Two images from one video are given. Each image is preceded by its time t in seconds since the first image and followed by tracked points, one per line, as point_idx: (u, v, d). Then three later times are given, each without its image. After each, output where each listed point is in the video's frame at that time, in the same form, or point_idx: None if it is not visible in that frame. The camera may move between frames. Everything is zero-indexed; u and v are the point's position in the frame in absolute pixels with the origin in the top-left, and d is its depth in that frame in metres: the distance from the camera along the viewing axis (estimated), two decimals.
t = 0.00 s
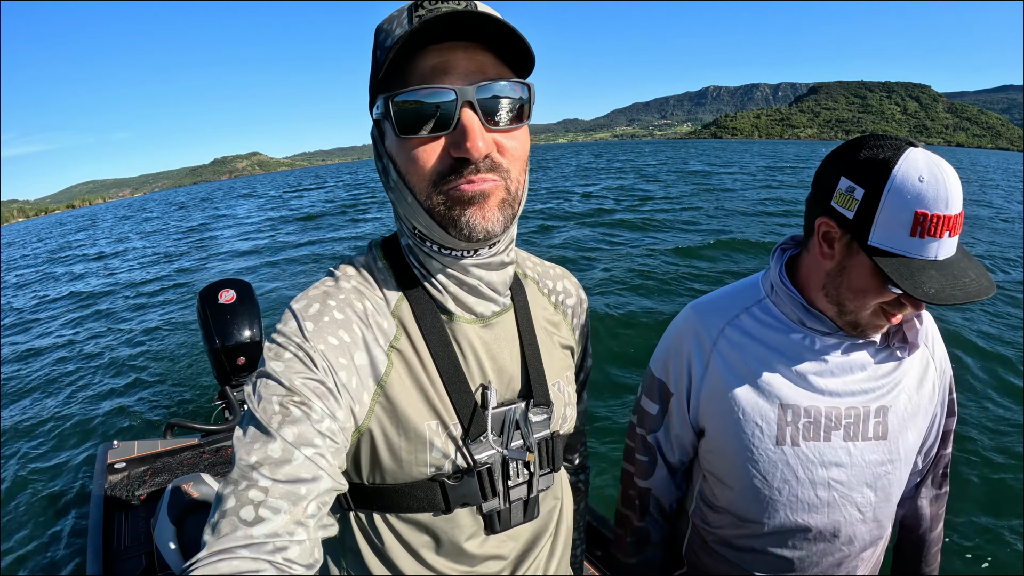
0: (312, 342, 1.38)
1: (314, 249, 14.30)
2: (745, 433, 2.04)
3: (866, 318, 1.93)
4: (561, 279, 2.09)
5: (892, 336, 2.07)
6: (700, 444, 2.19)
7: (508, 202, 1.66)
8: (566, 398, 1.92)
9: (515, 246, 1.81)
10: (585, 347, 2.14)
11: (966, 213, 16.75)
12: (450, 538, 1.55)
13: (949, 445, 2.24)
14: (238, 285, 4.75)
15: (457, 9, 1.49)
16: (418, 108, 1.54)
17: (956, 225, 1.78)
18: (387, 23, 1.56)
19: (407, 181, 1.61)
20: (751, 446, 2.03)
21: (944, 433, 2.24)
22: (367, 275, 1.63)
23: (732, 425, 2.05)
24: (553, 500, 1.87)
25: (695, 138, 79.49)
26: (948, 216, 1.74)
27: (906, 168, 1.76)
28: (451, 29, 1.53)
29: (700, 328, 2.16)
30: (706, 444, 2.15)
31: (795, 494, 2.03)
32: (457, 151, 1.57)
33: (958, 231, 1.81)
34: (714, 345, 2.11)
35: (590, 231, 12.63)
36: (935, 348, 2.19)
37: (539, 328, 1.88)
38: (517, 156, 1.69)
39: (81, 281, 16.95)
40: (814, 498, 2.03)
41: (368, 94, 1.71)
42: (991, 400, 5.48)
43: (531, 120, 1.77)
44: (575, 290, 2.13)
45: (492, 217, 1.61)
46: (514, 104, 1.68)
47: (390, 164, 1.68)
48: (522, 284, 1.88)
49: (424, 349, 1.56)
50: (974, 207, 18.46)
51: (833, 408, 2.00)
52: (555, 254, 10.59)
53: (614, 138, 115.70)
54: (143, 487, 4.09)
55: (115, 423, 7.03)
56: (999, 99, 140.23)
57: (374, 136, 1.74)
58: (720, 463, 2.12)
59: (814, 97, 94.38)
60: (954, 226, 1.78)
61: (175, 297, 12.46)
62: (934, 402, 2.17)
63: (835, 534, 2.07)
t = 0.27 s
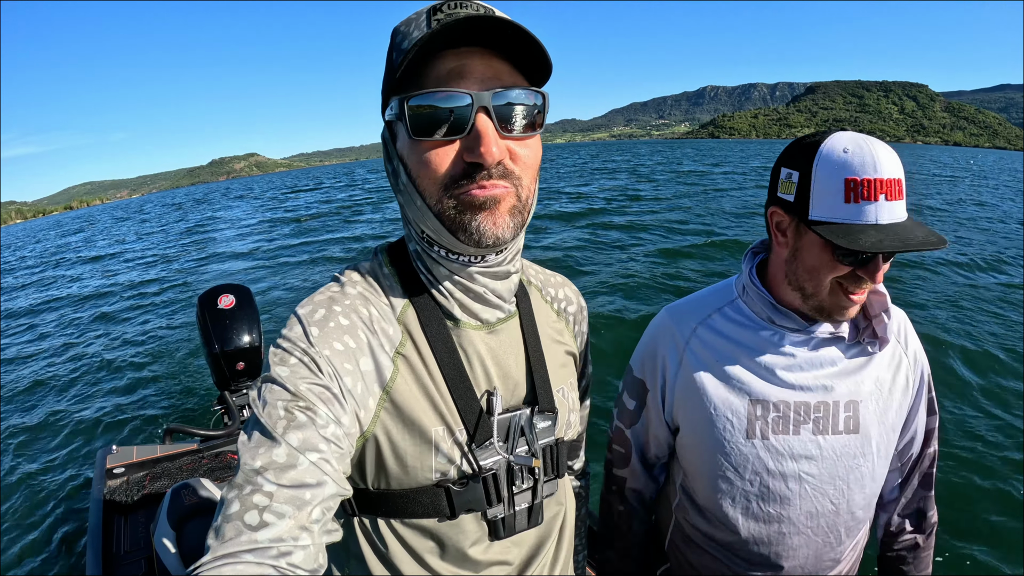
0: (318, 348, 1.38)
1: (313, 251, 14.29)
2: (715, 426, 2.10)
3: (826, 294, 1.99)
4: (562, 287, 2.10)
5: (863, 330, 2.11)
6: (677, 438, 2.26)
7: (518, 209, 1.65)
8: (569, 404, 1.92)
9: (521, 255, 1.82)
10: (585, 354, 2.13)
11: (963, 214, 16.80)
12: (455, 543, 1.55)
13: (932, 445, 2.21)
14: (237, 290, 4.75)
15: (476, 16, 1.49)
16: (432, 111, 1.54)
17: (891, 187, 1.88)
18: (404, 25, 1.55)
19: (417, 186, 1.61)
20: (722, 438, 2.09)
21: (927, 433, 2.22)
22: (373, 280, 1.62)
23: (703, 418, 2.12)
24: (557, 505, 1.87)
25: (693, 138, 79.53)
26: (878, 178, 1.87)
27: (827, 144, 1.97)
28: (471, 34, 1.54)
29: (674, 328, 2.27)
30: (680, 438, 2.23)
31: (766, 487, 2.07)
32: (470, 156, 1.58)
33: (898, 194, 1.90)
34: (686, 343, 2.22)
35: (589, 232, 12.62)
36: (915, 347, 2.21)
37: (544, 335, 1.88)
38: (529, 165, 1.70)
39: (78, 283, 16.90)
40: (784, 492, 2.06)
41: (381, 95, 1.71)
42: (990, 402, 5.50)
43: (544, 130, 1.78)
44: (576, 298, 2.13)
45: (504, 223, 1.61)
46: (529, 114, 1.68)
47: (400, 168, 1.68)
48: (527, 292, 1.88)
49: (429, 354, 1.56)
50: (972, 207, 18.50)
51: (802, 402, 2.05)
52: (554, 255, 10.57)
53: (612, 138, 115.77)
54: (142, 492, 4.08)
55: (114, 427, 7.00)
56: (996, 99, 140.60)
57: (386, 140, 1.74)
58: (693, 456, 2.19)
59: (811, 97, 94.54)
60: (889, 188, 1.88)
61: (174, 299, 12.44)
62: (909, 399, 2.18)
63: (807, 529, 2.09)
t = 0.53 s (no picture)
0: (328, 346, 1.38)
1: (311, 252, 14.27)
2: (694, 421, 2.27)
3: (770, 266, 2.28)
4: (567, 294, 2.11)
5: (840, 324, 2.30)
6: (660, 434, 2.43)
7: (539, 215, 1.66)
8: (573, 408, 1.93)
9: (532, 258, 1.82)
10: (589, 360, 2.13)
11: (962, 215, 16.82)
12: (456, 543, 1.54)
13: (931, 444, 2.25)
14: (237, 294, 4.75)
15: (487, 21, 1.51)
16: (446, 117, 1.53)
17: (804, 149, 2.23)
18: (410, 31, 1.56)
19: (435, 194, 1.60)
20: (699, 432, 2.26)
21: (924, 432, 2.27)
22: (383, 280, 1.63)
23: (681, 414, 2.30)
24: (559, 507, 1.88)
25: (692, 139, 79.58)
26: (786, 142, 2.23)
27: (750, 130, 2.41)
28: (484, 38, 1.54)
29: (657, 328, 2.49)
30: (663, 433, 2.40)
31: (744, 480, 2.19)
32: (491, 161, 1.58)
33: (815, 155, 2.22)
34: (667, 342, 2.43)
35: (588, 233, 12.62)
36: (899, 346, 2.29)
37: (550, 340, 1.89)
38: (546, 168, 1.71)
39: (76, 284, 16.86)
40: (761, 486, 2.18)
41: (391, 103, 1.69)
42: (991, 403, 5.50)
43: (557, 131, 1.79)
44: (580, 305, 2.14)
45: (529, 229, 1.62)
46: (542, 115, 1.70)
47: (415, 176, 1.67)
48: (534, 298, 1.89)
49: (439, 355, 1.57)
50: (971, 208, 18.51)
51: (775, 398, 2.21)
52: (555, 256, 10.57)
53: (611, 139, 115.79)
54: (142, 495, 4.08)
55: (113, 429, 6.98)
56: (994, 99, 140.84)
57: (400, 149, 1.72)
58: (675, 449, 2.36)
59: (810, 98, 94.61)
60: (802, 150, 2.23)
61: (173, 300, 12.41)
62: (895, 397, 2.25)
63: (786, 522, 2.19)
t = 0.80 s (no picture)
0: (336, 334, 1.39)
1: (311, 251, 14.26)
2: (678, 407, 2.38)
3: (729, 245, 2.48)
4: (570, 292, 2.11)
5: (824, 312, 2.38)
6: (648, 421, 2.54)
7: (543, 211, 1.68)
8: (572, 406, 1.95)
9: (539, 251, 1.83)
10: (589, 360, 2.14)
11: (962, 214, 16.83)
12: (449, 535, 1.55)
13: (917, 437, 2.26)
14: (237, 292, 4.74)
15: (480, 29, 1.52)
16: (445, 123, 1.54)
17: (754, 132, 2.40)
18: (404, 36, 1.56)
19: (439, 197, 1.61)
20: (683, 417, 2.37)
21: (911, 423, 2.28)
22: (390, 271, 1.64)
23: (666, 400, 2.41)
24: (556, 503, 1.89)
25: (691, 138, 79.55)
26: (738, 129, 2.44)
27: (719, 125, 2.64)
28: (478, 46, 1.52)
29: (644, 318, 2.60)
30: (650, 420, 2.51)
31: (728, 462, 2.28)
32: (493, 171, 1.59)
33: (764, 137, 2.38)
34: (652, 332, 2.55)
35: (588, 231, 12.61)
36: (887, 334, 2.32)
37: (552, 337, 1.90)
38: (547, 169, 1.72)
39: (76, 283, 16.84)
40: (745, 469, 2.26)
41: (389, 109, 1.69)
42: (989, 403, 5.52)
43: (557, 130, 1.78)
44: (582, 305, 2.14)
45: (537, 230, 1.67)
46: (540, 116, 1.69)
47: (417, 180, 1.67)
48: (538, 296, 1.89)
49: (443, 347, 1.58)
50: (971, 208, 18.53)
51: (759, 384, 2.29)
52: (554, 255, 10.56)
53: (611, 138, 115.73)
54: (141, 493, 4.08)
55: (113, 427, 6.98)
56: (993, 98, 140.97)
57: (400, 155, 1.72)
58: (664, 436, 2.46)
59: (809, 97, 94.63)
60: (752, 133, 2.40)
61: (172, 299, 12.40)
62: (882, 387, 2.27)
63: (771, 505, 2.26)
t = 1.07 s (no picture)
0: (334, 330, 1.39)
1: (311, 250, 14.27)
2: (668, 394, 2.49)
3: (696, 235, 2.74)
4: (567, 293, 2.12)
5: (811, 308, 2.49)
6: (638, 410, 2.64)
7: (538, 205, 1.69)
8: (567, 406, 1.96)
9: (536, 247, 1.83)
10: (586, 361, 2.16)
11: (961, 214, 16.84)
12: (442, 530, 1.56)
13: (899, 439, 2.35)
14: (238, 290, 4.76)
15: (476, 22, 1.52)
16: (442, 116, 1.54)
17: (706, 130, 2.65)
18: (401, 33, 1.57)
19: (434, 190, 1.62)
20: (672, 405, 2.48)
21: (896, 425, 2.36)
22: (389, 266, 1.65)
23: (656, 389, 2.52)
24: (549, 503, 1.89)
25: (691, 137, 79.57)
26: (697, 129, 2.71)
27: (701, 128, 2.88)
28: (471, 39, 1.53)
29: (638, 307, 2.74)
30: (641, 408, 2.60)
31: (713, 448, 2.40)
32: (487, 160, 1.59)
33: (713, 133, 2.61)
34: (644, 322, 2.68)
35: (588, 231, 12.62)
36: (876, 336, 2.41)
37: (548, 338, 1.90)
38: (543, 161, 1.72)
39: (76, 282, 16.86)
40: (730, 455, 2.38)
41: (388, 105, 1.70)
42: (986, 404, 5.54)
43: (552, 124, 1.79)
44: (579, 306, 2.14)
45: (529, 224, 1.66)
46: (538, 107, 1.70)
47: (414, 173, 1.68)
48: (535, 296, 1.90)
49: (440, 345, 1.58)
50: (971, 208, 18.52)
51: (746, 375, 2.41)
52: (554, 254, 10.57)
53: (610, 137, 115.87)
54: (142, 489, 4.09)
55: (113, 425, 7.00)
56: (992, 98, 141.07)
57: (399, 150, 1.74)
58: (655, 423, 2.55)
59: (808, 97, 94.67)
60: (704, 131, 2.65)
61: (172, 298, 12.40)
62: (869, 386, 2.37)
63: (754, 492, 2.36)
